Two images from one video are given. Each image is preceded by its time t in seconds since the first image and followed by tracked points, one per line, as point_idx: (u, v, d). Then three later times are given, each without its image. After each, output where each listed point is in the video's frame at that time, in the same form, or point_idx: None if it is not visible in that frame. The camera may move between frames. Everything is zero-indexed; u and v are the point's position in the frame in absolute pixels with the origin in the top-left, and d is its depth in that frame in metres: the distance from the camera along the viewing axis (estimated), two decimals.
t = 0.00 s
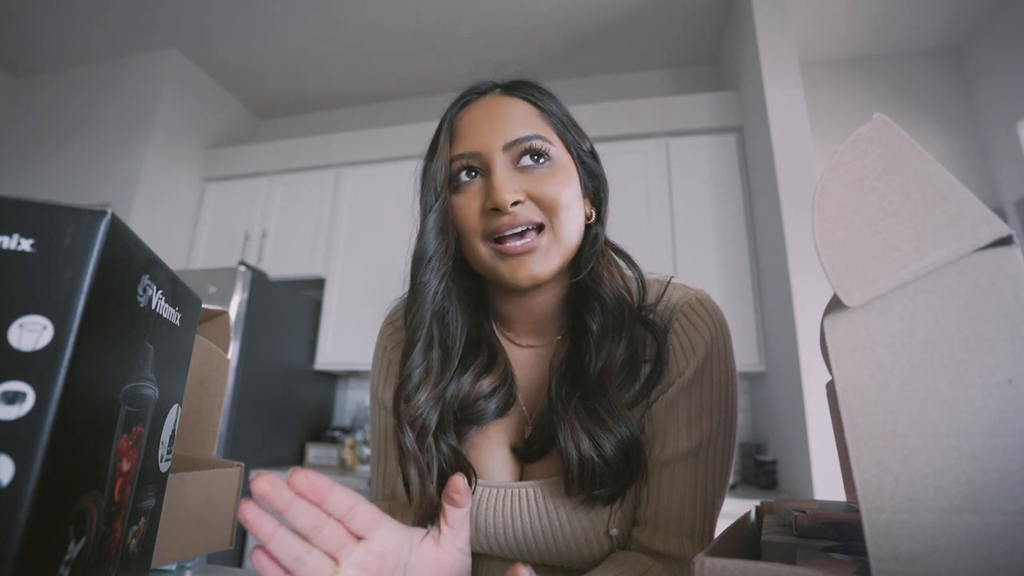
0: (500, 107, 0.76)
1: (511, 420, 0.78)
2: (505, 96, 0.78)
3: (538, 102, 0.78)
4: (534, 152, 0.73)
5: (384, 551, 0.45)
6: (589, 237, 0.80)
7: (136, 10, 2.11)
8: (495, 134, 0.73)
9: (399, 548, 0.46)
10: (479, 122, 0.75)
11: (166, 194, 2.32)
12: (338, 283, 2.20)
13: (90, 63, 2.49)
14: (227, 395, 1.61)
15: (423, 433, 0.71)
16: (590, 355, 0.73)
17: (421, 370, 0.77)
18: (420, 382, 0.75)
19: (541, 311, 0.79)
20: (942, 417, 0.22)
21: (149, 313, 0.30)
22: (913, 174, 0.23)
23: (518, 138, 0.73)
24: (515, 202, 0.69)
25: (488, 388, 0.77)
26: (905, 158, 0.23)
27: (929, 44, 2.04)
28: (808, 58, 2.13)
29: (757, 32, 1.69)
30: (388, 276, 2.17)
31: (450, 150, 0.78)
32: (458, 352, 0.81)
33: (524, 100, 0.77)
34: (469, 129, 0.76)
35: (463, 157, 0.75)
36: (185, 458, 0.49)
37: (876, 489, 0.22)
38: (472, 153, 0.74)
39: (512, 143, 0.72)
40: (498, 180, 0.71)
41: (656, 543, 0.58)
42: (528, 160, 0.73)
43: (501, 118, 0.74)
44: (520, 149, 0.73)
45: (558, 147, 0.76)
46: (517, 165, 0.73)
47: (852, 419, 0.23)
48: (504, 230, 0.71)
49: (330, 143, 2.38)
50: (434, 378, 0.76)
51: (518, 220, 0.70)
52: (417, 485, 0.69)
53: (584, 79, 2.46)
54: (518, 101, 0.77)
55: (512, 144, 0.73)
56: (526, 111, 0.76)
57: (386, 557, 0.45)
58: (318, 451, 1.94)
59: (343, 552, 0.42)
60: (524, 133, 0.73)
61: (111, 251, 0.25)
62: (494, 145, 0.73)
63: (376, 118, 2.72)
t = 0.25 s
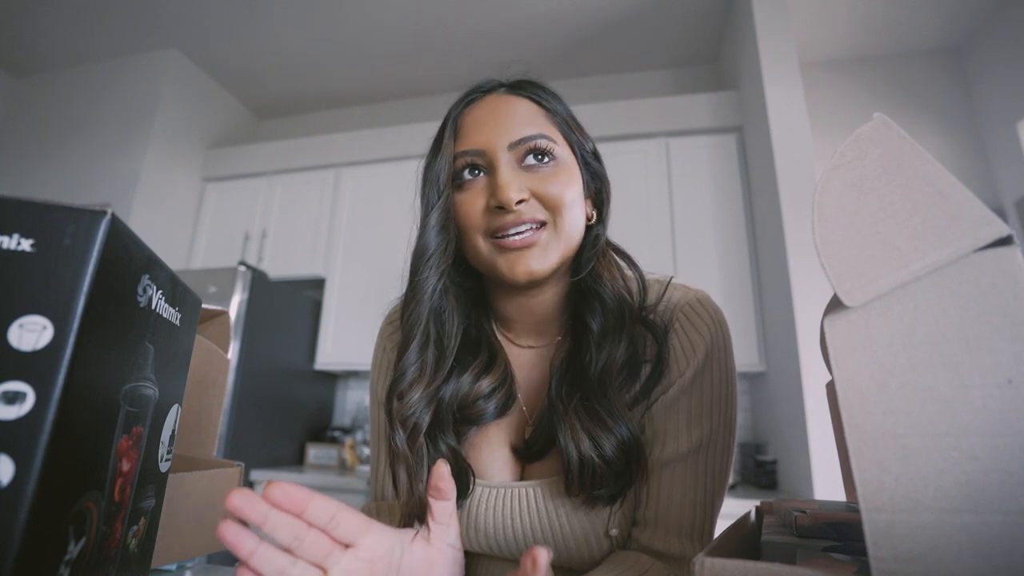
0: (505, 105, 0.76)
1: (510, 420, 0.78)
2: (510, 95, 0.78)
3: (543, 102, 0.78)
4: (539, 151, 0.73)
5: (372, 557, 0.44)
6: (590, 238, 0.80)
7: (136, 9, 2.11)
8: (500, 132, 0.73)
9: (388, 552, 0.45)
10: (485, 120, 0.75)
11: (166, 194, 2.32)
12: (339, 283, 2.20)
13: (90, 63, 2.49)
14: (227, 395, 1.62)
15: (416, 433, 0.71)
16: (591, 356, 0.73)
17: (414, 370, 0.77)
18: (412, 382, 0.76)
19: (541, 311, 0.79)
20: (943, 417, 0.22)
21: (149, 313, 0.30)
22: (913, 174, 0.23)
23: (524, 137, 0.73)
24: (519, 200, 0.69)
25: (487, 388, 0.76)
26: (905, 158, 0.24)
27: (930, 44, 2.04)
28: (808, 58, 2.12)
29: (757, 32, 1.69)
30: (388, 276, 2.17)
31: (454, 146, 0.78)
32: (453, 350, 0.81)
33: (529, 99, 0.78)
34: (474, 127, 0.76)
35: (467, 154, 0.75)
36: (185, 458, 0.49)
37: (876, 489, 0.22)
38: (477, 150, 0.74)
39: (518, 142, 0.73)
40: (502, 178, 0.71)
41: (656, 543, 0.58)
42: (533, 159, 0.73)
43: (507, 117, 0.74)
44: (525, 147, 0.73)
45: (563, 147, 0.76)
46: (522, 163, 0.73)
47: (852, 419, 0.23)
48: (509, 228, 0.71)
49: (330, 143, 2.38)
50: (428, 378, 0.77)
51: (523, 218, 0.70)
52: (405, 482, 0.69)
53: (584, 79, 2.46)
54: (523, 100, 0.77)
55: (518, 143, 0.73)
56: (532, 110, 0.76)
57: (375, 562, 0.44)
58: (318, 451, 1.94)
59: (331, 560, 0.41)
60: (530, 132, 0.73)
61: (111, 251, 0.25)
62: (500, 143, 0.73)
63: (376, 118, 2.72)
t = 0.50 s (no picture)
0: (507, 104, 0.76)
1: (510, 418, 0.79)
2: (512, 94, 0.78)
3: (545, 101, 0.78)
4: (540, 148, 0.73)
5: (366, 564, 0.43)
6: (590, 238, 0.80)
7: (136, 9, 2.11)
8: (501, 130, 0.73)
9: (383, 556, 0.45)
10: (486, 117, 0.75)
11: (166, 194, 2.32)
12: (339, 283, 2.20)
13: (90, 63, 2.49)
14: (227, 395, 1.62)
15: (420, 426, 0.70)
16: (591, 356, 0.73)
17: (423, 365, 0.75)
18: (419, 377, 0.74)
19: (541, 311, 0.79)
20: (943, 417, 0.22)
21: (149, 314, 0.30)
22: (913, 174, 0.23)
23: (524, 134, 0.73)
24: (518, 197, 0.69)
25: (488, 384, 0.77)
26: (905, 158, 0.24)
27: (929, 44, 2.04)
28: (809, 58, 2.12)
29: (757, 32, 1.69)
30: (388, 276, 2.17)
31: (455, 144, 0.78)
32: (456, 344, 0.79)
33: (531, 98, 0.78)
34: (475, 125, 0.76)
35: (468, 151, 0.75)
36: (185, 458, 0.49)
37: (877, 489, 0.22)
38: (478, 147, 0.74)
39: (518, 139, 0.72)
40: (501, 175, 0.71)
41: (654, 542, 0.58)
42: (533, 156, 0.73)
43: (508, 115, 0.74)
44: (525, 144, 0.73)
45: (564, 145, 0.76)
46: (523, 161, 0.72)
47: (852, 419, 0.23)
48: (506, 224, 0.70)
49: (330, 143, 2.38)
50: (434, 373, 0.75)
51: (521, 215, 0.70)
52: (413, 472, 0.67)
53: (584, 79, 2.46)
54: (525, 98, 0.77)
55: (518, 140, 0.72)
56: (533, 109, 0.76)
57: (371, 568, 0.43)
58: (318, 451, 1.94)
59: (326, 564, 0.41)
60: (530, 129, 0.73)
61: (111, 251, 0.25)
62: (500, 140, 0.73)
63: (376, 118, 2.72)
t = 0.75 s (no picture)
0: (487, 106, 0.75)
1: (507, 417, 0.78)
2: (495, 96, 0.77)
3: (529, 101, 0.77)
4: (517, 151, 0.73)
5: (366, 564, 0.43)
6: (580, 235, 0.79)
7: (136, 9, 2.11)
8: (477, 133, 0.73)
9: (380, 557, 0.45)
10: (465, 120, 0.75)
11: (166, 194, 2.32)
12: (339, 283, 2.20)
13: (90, 63, 2.49)
14: (227, 395, 1.62)
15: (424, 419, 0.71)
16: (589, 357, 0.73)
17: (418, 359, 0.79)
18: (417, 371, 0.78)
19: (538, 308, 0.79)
20: (943, 417, 0.22)
21: (149, 313, 0.30)
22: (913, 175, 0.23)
23: (500, 137, 0.73)
24: (492, 201, 0.69)
25: (489, 377, 0.77)
26: (904, 158, 0.24)
27: (929, 44, 2.04)
28: (808, 59, 2.13)
29: (757, 32, 1.69)
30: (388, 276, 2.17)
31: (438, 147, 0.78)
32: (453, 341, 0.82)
33: (515, 98, 0.77)
34: (454, 129, 0.76)
35: (449, 156, 0.75)
36: (184, 458, 0.49)
37: (877, 489, 0.22)
38: (456, 152, 0.74)
39: (495, 142, 0.72)
40: (478, 179, 0.71)
41: (652, 542, 0.58)
42: (511, 158, 0.73)
43: (486, 116, 0.74)
44: (502, 148, 0.73)
45: (545, 145, 0.75)
46: (501, 163, 0.73)
47: (852, 419, 0.23)
48: (484, 228, 0.71)
49: (330, 143, 2.38)
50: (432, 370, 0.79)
51: (498, 218, 0.70)
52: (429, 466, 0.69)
53: (584, 79, 2.46)
54: (508, 98, 0.77)
55: (495, 142, 0.72)
56: (516, 108, 0.76)
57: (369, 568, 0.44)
58: (318, 451, 1.95)
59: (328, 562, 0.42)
60: (508, 131, 0.73)
61: (111, 252, 0.25)
62: (476, 144, 0.73)
63: (376, 118, 2.72)
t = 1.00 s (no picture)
0: (489, 107, 0.75)
1: (506, 417, 0.78)
2: (497, 97, 0.77)
3: (532, 102, 0.77)
4: (520, 154, 0.73)
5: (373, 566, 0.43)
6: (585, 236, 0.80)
7: (136, 10, 2.11)
8: (480, 135, 0.73)
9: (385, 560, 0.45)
10: (468, 121, 0.75)
11: (166, 194, 2.32)
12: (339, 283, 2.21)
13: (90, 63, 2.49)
14: (227, 395, 1.62)
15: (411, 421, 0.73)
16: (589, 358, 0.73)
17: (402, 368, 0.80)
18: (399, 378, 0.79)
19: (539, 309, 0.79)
20: (943, 417, 0.22)
21: (149, 313, 0.30)
22: (912, 175, 0.23)
23: (504, 139, 0.72)
24: (497, 205, 0.69)
25: (486, 375, 0.78)
26: (903, 158, 0.24)
27: (929, 44, 2.04)
28: (808, 59, 2.13)
29: (757, 32, 1.69)
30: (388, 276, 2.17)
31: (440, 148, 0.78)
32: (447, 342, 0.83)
33: (518, 98, 0.77)
34: (457, 130, 0.75)
35: (452, 158, 0.75)
36: (184, 458, 0.49)
37: (876, 489, 0.22)
38: (460, 154, 0.74)
39: (500, 145, 0.72)
40: (483, 183, 0.71)
41: (653, 543, 0.58)
42: (515, 161, 0.73)
43: (490, 117, 0.74)
44: (507, 150, 0.73)
45: (549, 147, 0.75)
46: (504, 167, 0.73)
47: (852, 419, 0.22)
48: (488, 233, 0.71)
49: (330, 143, 2.38)
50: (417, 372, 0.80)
51: (504, 223, 0.70)
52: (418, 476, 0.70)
53: (584, 79, 2.46)
54: (510, 98, 0.76)
55: (499, 144, 0.72)
56: (518, 109, 0.75)
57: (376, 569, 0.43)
58: (318, 451, 1.95)
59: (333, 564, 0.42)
60: (511, 132, 0.73)
61: (111, 252, 0.25)
62: (480, 146, 0.73)
63: (376, 118, 2.72)
